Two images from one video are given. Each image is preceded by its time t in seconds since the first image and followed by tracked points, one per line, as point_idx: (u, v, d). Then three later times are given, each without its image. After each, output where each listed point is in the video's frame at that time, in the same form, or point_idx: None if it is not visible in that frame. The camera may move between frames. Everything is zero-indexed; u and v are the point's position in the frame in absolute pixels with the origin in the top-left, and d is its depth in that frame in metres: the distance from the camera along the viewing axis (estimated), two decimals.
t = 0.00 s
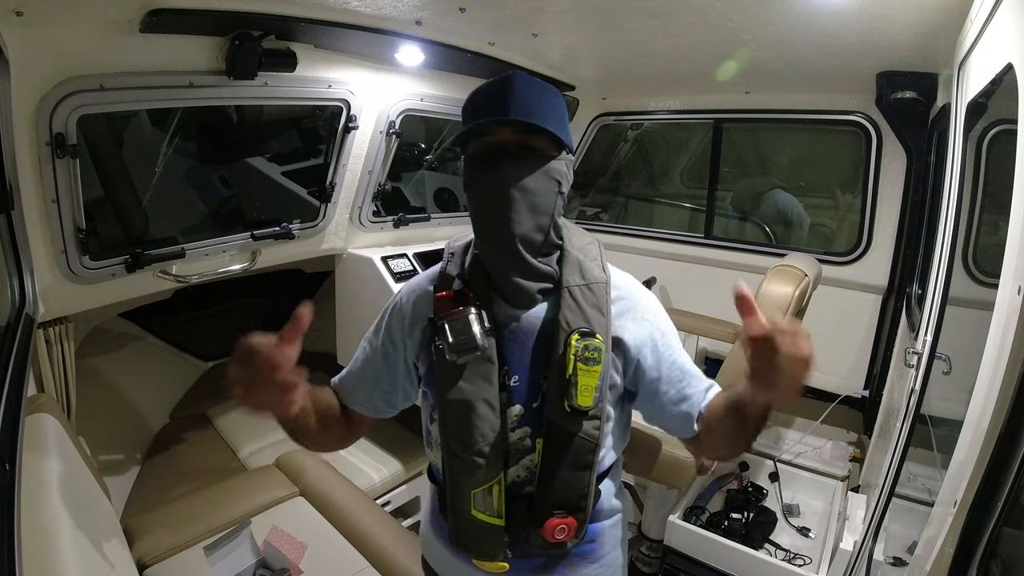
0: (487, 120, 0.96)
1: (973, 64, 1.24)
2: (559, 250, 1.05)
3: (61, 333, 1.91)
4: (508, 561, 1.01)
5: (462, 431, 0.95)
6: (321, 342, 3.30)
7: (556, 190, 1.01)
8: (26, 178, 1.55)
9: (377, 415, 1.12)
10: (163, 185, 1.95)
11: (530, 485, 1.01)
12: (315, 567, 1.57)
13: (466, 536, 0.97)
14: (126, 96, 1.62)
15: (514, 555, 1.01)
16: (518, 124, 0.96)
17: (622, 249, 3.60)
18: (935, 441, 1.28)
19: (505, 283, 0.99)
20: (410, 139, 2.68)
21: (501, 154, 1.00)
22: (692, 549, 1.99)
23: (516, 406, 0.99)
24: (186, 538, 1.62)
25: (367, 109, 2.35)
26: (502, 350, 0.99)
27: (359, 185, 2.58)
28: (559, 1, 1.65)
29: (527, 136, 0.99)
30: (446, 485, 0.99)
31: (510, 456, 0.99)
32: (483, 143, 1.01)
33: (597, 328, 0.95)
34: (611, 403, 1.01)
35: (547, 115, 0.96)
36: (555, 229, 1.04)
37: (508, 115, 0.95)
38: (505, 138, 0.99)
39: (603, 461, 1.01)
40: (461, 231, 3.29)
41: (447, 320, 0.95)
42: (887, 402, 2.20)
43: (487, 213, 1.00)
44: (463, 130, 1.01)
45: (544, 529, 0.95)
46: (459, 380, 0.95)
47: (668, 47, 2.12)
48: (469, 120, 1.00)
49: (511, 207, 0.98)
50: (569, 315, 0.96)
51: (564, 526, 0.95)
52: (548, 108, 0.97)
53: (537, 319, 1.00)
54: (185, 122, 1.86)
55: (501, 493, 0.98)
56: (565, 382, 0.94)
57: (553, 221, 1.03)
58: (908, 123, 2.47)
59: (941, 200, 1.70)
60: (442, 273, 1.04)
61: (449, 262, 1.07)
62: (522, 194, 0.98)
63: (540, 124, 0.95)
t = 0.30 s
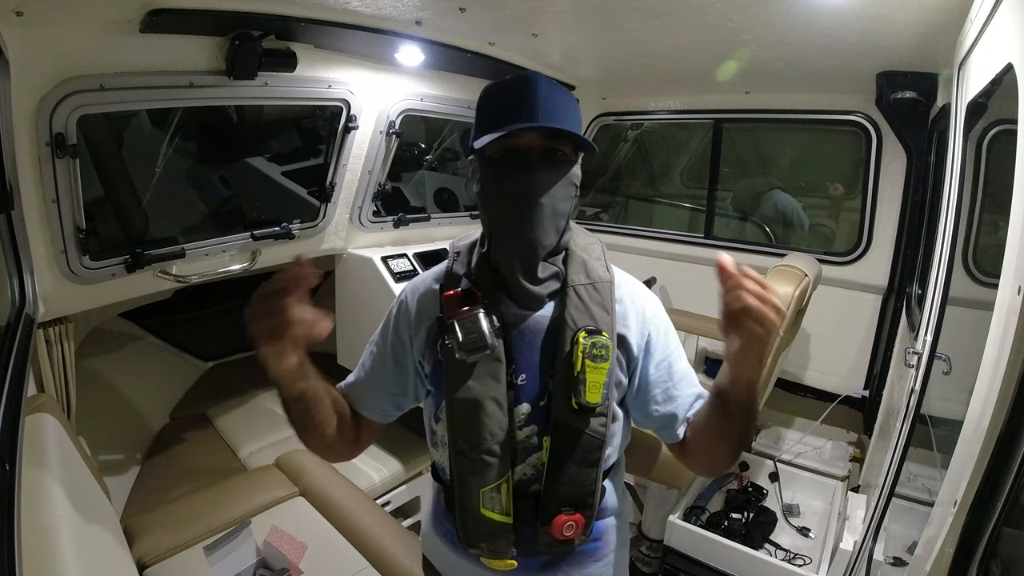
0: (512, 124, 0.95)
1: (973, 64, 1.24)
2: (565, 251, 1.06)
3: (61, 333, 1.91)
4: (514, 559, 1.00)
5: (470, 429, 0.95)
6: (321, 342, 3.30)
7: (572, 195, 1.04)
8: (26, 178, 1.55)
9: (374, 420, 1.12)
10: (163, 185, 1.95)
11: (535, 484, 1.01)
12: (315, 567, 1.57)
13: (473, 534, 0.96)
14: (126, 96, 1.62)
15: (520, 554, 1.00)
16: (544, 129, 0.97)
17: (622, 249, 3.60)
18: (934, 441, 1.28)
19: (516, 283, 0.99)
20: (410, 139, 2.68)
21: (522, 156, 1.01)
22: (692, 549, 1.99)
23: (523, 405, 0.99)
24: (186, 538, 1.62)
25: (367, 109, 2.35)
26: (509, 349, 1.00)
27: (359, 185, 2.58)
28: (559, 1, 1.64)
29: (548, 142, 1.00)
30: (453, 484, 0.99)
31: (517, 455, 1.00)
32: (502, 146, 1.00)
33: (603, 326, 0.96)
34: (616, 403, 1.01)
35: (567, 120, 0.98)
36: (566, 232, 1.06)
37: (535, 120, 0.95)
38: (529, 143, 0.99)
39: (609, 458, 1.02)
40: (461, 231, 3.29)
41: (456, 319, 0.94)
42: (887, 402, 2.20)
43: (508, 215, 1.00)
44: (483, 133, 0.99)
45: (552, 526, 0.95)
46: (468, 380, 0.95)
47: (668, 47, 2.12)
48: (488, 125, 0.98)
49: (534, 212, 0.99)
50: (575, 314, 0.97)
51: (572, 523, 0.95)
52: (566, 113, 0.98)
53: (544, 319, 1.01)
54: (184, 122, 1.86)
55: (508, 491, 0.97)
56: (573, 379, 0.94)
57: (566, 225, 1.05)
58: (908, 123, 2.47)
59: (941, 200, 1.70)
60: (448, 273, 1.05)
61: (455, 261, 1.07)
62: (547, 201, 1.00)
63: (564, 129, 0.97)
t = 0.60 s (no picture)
0: (512, 121, 0.96)
1: (973, 64, 1.24)
2: (568, 251, 1.06)
3: (61, 333, 1.91)
4: (513, 559, 1.00)
5: (470, 430, 0.95)
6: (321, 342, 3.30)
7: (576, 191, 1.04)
8: (26, 178, 1.55)
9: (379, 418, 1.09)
10: (163, 185, 1.95)
11: (535, 484, 1.01)
12: (315, 567, 1.57)
13: (472, 534, 0.97)
14: (126, 96, 1.62)
15: (518, 553, 1.00)
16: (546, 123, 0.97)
17: (622, 250, 3.61)
18: (935, 440, 1.28)
19: (518, 281, 1.00)
20: (410, 139, 2.68)
21: (526, 152, 1.01)
22: (692, 549, 1.99)
23: (523, 406, 0.99)
24: (186, 538, 1.62)
25: (367, 109, 2.35)
26: (510, 350, 1.00)
27: (359, 185, 2.58)
28: (559, 1, 1.64)
29: (553, 137, 1.00)
30: (453, 484, 0.99)
31: (515, 456, 0.99)
32: (507, 141, 1.01)
33: (604, 328, 0.96)
34: (614, 404, 1.02)
35: (569, 113, 0.98)
36: (569, 230, 1.06)
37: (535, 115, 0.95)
38: (533, 138, 1.00)
39: (608, 458, 1.02)
40: (461, 231, 3.29)
41: (455, 320, 0.95)
42: (887, 402, 2.20)
43: (510, 209, 1.00)
44: (487, 129, 1.00)
45: (550, 527, 0.95)
46: (467, 380, 0.96)
47: (668, 47, 2.12)
48: (492, 120, 0.99)
49: (538, 207, 1.00)
50: (577, 315, 0.97)
51: (570, 524, 0.95)
52: (568, 107, 0.98)
53: (545, 320, 1.01)
54: (185, 122, 1.86)
55: (507, 491, 0.97)
56: (573, 382, 0.94)
57: (570, 223, 1.05)
58: (908, 123, 2.47)
59: (941, 200, 1.70)
60: (449, 273, 1.05)
61: (455, 260, 1.07)
62: (550, 195, 1.00)
63: (567, 123, 0.97)
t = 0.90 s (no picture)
0: (509, 120, 0.96)
1: (973, 64, 1.24)
2: (568, 250, 1.06)
3: (61, 333, 1.91)
4: (515, 557, 0.99)
5: (472, 427, 0.95)
6: (321, 342, 3.30)
7: (575, 189, 1.04)
8: (26, 178, 1.55)
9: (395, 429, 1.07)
10: (163, 185, 1.95)
11: (535, 483, 1.00)
12: (315, 567, 1.57)
13: (473, 532, 0.96)
14: (126, 96, 1.62)
15: (519, 552, 1.00)
16: (544, 120, 0.97)
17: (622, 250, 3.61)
18: (934, 440, 1.28)
19: (520, 280, 1.00)
20: (410, 139, 2.68)
21: (525, 150, 1.01)
22: (692, 549, 1.99)
23: (524, 404, 0.99)
24: (186, 538, 1.62)
25: (367, 109, 2.35)
26: (511, 348, 1.00)
27: (359, 185, 2.58)
28: (559, 1, 1.65)
29: (551, 135, 1.00)
30: (454, 482, 0.98)
31: (517, 454, 0.99)
32: (505, 140, 1.01)
33: (605, 328, 0.97)
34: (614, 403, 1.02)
35: (567, 111, 0.98)
36: (569, 229, 1.06)
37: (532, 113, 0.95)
38: (531, 136, 1.00)
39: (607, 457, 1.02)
40: (461, 231, 3.29)
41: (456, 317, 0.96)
42: (887, 402, 2.20)
43: (511, 208, 1.00)
44: (486, 128, 1.00)
45: (551, 525, 0.94)
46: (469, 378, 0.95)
47: (668, 47, 2.12)
48: (490, 120, 0.99)
49: (537, 205, 1.00)
50: (578, 315, 0.97)
51: (572, 522, 0.94)
52: (565, 105, 0.98)
53: (547, 319, 1.01)
54: (185, 122, 1.86)
55: (509, 489, 0.97)
56: (576, 380, 0.95)
57: (570, 222, 1.06)
58: (908, 123, 2.47)
59: (941, 200, 1.70)
60: (451, 271, 1.07)
61: (458, 259, 1.08)
62: (550, 193, 1.00)
63: (565, 121, 0.97)
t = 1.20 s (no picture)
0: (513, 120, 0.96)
1: (973, 64, 1.24)
2: (569, 247, 1.07)
3: (61, 333, 1.90)
4: (518, 549, 0.99)
5: (476, 416, 0.94)
6: (321, 342, 3.30)
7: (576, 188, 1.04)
8: (26, 178, 1.55)
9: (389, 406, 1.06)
10: (163, 185, 1.95)
11: (539, 475, 1.01)
12: (315, 567, 1.57)
13: (477, 522, 0.96)
14: (126, 96, 1.62)
15: (523, 544, 1.00)
16: (548, 121, 0.97)
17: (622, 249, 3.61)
18: (935, 440, 1.28)
19: (523, 276, 1.00)
20: (410, 139, 2.68)
21: (527, 150, 1.01)
22: (692, 549, 1.99)
23: (528, 395, 0.99)
24: (186, 538, 1.62)
25: (367, 109, 2.35)
26: (515, 340, 1.00)
27: (359, 185, 2.58)
28: (559, 1, 1.65)
29: (553, 135, 1.00)
30: (457, 473, 0.98)
31: (520, 446, 1.00)
32: (510, 140, 1.00)
33: (608, 320, 0.97)
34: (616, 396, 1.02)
35: (569, 111, 0.98)
36: (570, 227, 1.06)
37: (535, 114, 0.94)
38: (534, 137, 1.00)
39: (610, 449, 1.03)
40: (461, 231, 3.29)
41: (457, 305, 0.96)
42: (887, 402, 2.20)
43: (513, 205, 1.00)
44: (490, 129, 1.00)
45: (557, 516, 0.95)
46: (473, 367, 0.95)
47: (668, 47, 2.12)
48: (493, 121, 0.99)
49: (540, 203, 0.99)
50: (581, 308, 0.98)
51: (576, 513, 0.95)
52: (568, 107, 0.98)
53: (550, 312, 1.01)
54: (184, 122, 1.86)
55: (513, 479, 0.97)
56: (580, 371, 0.95)
57: (571, 220, 1.06)
58: (908, 123, 2.47)
59: (942, 201, 1.70)
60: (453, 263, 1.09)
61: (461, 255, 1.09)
62: (552, 191, 1.00)
63: (567, 121, 0.97)
